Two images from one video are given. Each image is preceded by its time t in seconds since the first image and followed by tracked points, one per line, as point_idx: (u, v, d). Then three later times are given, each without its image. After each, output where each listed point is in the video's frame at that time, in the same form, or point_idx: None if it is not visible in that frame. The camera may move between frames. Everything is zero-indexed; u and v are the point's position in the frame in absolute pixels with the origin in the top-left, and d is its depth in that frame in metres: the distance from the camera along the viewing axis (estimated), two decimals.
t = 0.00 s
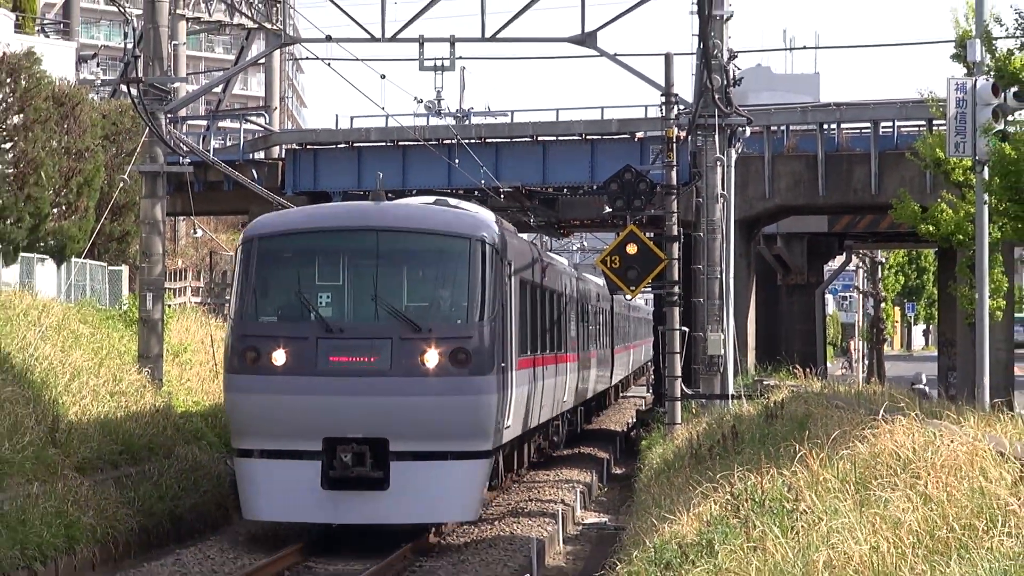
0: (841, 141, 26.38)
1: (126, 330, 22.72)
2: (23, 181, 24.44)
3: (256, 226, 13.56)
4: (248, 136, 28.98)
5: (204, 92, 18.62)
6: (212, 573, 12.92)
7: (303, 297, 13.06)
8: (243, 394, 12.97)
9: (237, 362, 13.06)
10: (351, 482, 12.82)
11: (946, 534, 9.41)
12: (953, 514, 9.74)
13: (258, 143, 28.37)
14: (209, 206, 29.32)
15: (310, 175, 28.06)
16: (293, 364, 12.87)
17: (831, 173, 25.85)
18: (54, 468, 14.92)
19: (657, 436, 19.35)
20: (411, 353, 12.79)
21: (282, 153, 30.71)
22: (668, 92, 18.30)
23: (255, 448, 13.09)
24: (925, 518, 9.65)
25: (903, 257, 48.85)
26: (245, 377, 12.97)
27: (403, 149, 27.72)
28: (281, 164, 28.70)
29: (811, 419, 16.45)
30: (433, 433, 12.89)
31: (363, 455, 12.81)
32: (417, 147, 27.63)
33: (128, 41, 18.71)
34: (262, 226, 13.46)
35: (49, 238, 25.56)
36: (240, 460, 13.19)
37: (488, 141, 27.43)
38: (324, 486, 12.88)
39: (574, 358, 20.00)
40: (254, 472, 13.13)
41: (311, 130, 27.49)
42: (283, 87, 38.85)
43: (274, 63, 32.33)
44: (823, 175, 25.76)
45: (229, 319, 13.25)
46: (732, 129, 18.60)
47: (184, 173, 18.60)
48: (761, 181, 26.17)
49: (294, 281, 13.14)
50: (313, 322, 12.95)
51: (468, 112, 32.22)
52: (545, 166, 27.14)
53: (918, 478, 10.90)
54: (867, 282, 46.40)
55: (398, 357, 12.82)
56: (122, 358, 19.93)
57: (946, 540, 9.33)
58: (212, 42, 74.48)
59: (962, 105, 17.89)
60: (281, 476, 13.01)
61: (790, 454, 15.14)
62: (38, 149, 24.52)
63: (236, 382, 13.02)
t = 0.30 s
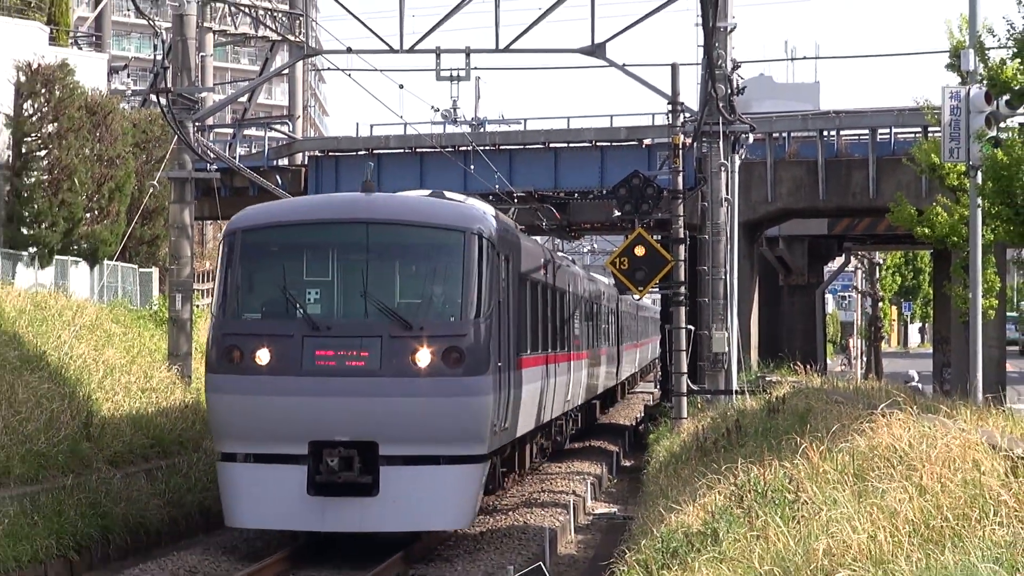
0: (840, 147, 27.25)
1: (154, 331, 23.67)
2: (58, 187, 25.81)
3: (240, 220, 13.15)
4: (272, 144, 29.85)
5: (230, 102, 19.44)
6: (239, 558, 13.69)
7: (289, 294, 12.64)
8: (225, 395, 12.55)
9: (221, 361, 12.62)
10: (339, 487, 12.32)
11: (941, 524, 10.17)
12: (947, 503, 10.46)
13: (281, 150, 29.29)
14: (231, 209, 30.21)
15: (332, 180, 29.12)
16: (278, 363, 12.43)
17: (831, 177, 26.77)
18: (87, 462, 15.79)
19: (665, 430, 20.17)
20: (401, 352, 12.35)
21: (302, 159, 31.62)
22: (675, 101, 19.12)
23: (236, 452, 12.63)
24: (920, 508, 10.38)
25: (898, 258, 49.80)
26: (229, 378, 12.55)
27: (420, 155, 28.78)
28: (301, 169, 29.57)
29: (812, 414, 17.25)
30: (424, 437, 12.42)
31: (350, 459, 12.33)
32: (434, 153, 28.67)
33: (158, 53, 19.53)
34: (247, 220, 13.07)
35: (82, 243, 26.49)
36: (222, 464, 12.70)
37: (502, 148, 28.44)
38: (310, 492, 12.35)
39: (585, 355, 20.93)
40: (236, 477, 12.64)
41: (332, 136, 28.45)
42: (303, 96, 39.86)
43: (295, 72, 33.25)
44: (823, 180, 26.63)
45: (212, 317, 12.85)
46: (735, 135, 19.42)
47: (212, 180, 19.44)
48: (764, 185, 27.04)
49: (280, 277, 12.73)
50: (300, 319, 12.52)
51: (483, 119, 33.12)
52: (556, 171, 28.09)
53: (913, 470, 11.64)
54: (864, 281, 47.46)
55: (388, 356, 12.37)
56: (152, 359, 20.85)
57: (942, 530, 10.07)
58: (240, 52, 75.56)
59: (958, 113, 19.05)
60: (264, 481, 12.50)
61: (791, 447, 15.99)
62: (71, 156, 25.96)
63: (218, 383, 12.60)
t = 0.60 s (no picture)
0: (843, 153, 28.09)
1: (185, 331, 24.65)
2: (95, 194, 27.52)
3: (221, 210, 12.21)
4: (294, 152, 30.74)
5: (260, 112, 20.33)
6: (272, 548, 14.44)
7: (270, 290, 11.64)
8: (204, 399, 11.59)
9: (199, 363, 11.64)
10: (326, 496, 11.39)
11: (939, 514, 10.77)
12: (947, 494, 11.04)
13: (307, 158, 30.32)
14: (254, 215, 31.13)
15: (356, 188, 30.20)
16: (259, 364, 11.44)
17: (834, 182, 27.56)
18: (124, 457, 16.67)
19: (676, 425, 21.00)
20: (392, 352, 11.38)
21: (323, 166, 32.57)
22: (684, 110, 19.95)
23: (216, 460, 11.67)
24: (920, 500, 10.96)
25: (899, 258, 50.80)
26: (208, 381, 11.56)
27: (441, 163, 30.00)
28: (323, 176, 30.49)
29: (817, 409, 18.03)
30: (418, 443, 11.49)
31: (338, 465, 11.41)
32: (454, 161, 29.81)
33: (191, 65, 20.44)
34: (228, 210, 12.10)
35: (117, 247, 28.48)
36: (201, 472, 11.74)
37: (520, 156, 29.82)
38: (294, 501, 11.39)
39: (600, 353, 21.87)
40: (214, 487, 11.65)
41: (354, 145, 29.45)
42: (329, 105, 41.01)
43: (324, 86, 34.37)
44: (827, 185, 27.47)
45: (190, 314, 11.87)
46: (742, 142, 20.24)
47: (243, 187, 20.35)
48: (770, 192, 27.91)
49: (262, 270, 11.75)
50: (282, 316, 11.52)
51: (501, 127, 34.05)
52: (572, 177, 29.42)
53: (914, 462, 12.28)
54: (867, 281, 48.49)
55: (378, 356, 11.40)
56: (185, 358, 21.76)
57: (942, 520, 10.69)
58: (267, 64, 77.03)
59: (956, 121, 19.84)
60: (245, 490, 11.54)
61: (796, 439, 16.80)
62: (107, 164, 27.66)
63: (196, 386, 11.62)
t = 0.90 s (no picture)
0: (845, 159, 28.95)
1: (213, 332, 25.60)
2: (129, 201, 26.57)
3: (193, 201, 11.48)
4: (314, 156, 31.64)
5: (286, 120, 21.22)
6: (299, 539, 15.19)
7: (244, 288, 10.90)
8: (174, 404, 10.86)
9: (167, 365, 10.89)
10: (302, 508, 10.61)
11: (938, 505, 11.38)
12: (945, 486, 11.65)
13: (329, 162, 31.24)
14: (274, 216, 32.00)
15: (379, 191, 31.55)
16: (232, 366, 10.69)
17: (837, 189, 28.46)
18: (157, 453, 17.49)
19: (685, 421, 21.87)
20: (374, 352, 10.60)
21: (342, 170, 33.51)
22: (692, 119, 20.81)
23: (187, 469, 10.95)
24: (920, 492, 11.63)
25: (898, 258, 51.95)
26: (178, 384, 10.81)
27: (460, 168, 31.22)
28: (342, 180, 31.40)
29: (820, 404, 18.84)
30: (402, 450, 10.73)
31: (314, 475, 10.66)
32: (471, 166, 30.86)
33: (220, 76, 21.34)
34: (200, 201, 11.37)
35: (151, 251, 27.97)
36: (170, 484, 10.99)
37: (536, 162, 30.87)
38: (268, 514, 10.62)
39: (613, 352, 22.79)
40: (184, 499, 10.89)
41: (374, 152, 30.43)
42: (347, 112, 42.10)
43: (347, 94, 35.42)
44: (830, 191, 28.32)
45: (159, 311, 11.13)
46: (748, 149, 21.08)
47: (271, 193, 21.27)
48: (775, 195, 28.77)
49: (236, 266, 11.02)
50: (256, 315, 10.77)
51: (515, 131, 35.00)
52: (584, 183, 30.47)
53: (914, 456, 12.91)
54: (868, 281, 49.59)
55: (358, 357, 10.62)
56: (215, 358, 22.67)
57: (940, 510, 11.29)
58: (291, 73, 78.44)
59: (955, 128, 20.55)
60: (216, 503, 10.76)
61: (800, 434, 17.66)
62: (141, 172, 26.59)
63: (165, 390, 10.89)
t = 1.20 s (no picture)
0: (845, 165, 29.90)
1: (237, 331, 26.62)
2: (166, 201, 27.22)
3: (151, 189, 10.75)
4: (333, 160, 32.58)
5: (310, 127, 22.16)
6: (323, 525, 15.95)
7: (206, 282, 10.19)
8: (127, 407, 10.08)
9: (120, 365, 10.13)
10: (266, 520, 9.85)
11: (933, 494, 12.22)
12: (940, 478, 12.48)
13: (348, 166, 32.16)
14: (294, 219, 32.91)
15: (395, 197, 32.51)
16: (191, 365, 9.94)
17: (837, 193, 29.39)
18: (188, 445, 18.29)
19: (692, 416, 22.74)
20: (344, 351, 9.87)
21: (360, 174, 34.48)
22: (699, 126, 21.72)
23: (142, 476, 10.22)
24: (915, 482, 12.44)
25: (898, 262, 53.21)
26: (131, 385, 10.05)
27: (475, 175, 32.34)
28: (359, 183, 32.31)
29: (819, 399, 19.76)
30: (374, 454, 10.05)
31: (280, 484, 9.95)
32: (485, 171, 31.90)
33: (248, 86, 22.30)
34: (160, 189, 10.66)
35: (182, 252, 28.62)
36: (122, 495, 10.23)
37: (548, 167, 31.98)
38: (229, 528, 9.86)
39: (622, 350, 23.73)
40: (138, 511, 10.12)
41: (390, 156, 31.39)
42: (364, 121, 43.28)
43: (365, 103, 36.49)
44: (830, 195, 29.26)
45: (114, 308, 10.40)
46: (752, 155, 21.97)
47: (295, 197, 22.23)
48: (779, 199, 29.68)
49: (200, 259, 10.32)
50: (217, 311, 10.04)
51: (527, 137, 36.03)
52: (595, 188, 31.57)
53: (912, 449, 13.72)
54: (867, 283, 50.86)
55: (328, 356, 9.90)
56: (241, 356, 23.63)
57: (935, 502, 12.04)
58: (311, 82, 79.97)
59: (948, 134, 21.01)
60: (173, 517, 10.00)
61: (800, 427, 18.59)
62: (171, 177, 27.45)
63: (118, 392, 10.13)
